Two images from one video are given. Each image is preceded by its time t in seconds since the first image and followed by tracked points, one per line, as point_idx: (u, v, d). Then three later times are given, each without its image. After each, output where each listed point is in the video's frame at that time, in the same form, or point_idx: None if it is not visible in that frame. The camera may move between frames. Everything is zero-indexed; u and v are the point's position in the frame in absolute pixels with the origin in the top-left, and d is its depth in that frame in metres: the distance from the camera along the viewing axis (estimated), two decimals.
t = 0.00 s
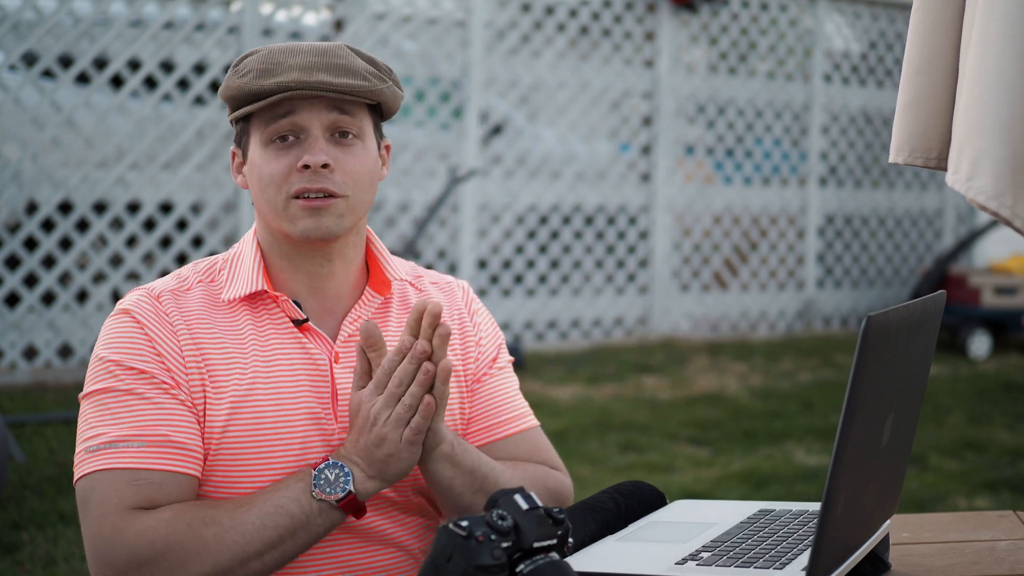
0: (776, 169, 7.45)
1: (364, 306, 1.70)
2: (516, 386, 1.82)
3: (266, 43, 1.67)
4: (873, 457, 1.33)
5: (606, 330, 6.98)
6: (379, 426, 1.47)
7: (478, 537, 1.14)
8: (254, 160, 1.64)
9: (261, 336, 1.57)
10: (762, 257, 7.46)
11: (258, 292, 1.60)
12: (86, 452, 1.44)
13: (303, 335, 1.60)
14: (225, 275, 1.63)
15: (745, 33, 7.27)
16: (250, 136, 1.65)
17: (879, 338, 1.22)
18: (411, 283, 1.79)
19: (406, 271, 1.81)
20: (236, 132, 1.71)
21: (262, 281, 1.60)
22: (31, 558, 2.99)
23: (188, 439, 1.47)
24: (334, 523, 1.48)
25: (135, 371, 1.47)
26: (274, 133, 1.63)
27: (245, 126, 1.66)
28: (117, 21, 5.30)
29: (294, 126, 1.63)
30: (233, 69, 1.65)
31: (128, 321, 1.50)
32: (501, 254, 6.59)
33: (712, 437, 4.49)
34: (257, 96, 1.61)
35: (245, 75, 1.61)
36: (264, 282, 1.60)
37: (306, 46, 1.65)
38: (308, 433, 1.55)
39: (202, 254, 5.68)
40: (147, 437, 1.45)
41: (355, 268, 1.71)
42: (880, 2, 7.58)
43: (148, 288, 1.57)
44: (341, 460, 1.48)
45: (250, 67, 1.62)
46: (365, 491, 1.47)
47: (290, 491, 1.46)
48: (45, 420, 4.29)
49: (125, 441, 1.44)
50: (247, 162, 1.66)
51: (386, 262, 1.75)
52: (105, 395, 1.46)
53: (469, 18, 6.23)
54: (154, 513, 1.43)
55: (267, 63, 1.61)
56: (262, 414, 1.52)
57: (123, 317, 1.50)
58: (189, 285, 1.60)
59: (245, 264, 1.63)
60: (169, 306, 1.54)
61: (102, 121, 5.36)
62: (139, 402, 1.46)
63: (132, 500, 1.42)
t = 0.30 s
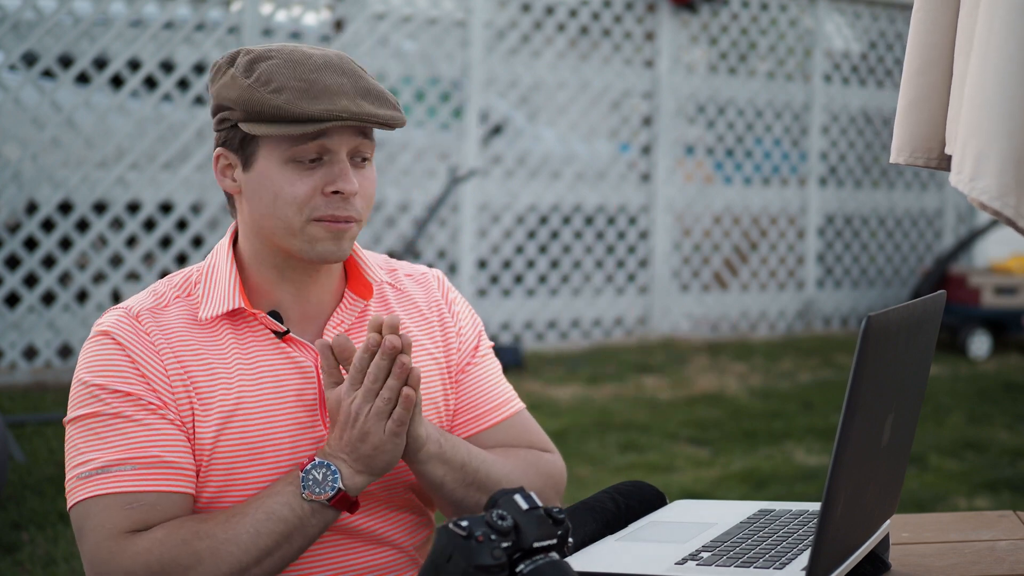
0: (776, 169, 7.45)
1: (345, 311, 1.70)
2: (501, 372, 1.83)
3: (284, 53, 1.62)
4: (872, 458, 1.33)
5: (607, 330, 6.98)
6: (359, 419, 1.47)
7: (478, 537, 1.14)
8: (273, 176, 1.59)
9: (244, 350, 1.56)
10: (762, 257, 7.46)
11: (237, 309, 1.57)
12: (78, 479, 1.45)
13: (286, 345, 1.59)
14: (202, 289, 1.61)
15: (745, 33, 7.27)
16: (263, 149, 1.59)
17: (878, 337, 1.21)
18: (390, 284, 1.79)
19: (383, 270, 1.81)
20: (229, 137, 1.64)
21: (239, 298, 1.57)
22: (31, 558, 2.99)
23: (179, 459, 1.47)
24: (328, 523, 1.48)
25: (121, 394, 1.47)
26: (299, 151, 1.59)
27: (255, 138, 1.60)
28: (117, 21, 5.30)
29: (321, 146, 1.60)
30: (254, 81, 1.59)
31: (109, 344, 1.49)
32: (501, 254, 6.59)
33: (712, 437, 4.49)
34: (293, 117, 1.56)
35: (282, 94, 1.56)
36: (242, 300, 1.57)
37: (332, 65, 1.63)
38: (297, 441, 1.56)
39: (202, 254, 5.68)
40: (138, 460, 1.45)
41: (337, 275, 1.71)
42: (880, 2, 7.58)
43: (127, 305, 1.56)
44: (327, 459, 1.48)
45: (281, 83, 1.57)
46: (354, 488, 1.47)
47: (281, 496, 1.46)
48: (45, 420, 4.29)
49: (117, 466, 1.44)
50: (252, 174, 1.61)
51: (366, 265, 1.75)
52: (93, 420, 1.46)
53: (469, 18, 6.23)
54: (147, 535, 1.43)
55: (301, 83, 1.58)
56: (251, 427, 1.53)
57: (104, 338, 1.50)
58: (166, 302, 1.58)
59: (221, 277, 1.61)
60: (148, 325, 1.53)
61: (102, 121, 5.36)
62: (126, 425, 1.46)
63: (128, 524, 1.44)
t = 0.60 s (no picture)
0: (776, 169, 7.45)
1: (360, 308, 1.71)
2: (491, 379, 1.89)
3: (334, 54, 1.64)
4: (873, 458, 1.33)
5: (607, 330, 6.98)
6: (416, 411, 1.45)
7: (478, 537, 1.14)
8: (323, 171, 1.60)
9: (263, 332, 1.59)
10: (762, 257, 7.46)
11: (258, 300, 1.60)
12: (115, 453, 1.42)
13: (307, 334, 1.62)
14: (217, 280, 1.63)
15: (745, 33, 7.28)
16: (312, 145, 1.60)
17: (879, 337, 1.21)
18: (398, 286, 1.84)
19: (392, 273, 1.85)
20: (269, 130, 1.62)
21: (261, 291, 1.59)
22: (31, 558, 2.99)
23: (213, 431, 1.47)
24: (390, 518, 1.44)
25: (151, 366, 1.47)
26: (352, 148, 1.60)
27: (304, 132, 1.60)
28: (117, 21, 5.30)
29: (371, 145, 1.62)
30: (312, 76, 1.59)
31: (132, 323, 1.50)
32: (501, 254, 6.59)
33: (712, 437, 4.50)
34: (355, 115, 1.57)
35: (345, 91, 1.57)
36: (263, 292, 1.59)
37: (379, 69, 1.67)
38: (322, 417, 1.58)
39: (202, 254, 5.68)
40: (178, 428, 1.44)
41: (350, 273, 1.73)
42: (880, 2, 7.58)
43: (143, 292, 1.57)
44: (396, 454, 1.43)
45: (340, 80, 1.59)
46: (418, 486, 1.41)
47: (346, 486, 1.43)
48: (45, 420, 4.29)
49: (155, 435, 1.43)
50: (298, 167, 1.61)
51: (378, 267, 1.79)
52: (122, 395, 1.46)
53: (469, 18, 6.22)
54: (201, 505, 1.40)
55: (358, 82, 1.60)
56: (277, 404, 1.55)
57: (126, 319, 1.51)
58: (182, 290, 1.59)
59: (236, 270, 1.62)
60: (168, 306, 1.55)
61: (102, 121, 5.36)
62: (160, 394, 1.46)
63: (176, 493, 1.41)
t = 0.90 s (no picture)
0: (776, 169, 7.45)
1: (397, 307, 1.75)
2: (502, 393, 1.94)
3: (364, 50, 1.64)
4: (874, 459, 1.33)
5: (606, 330, 6.98)
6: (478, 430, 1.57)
7: (478, 537, 1.14)
8: (354, 164, 1.61)
9: (316, 326, 1.60)
10: (762, 257, 7.46)
11: (312, 295, 1.61)
12: (198, 434, 1.39)
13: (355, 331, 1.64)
14: (266, 275, 1.62)
15: (745, 33, 7.28)
16: (343, 138, 1.61)
17: (878, 337, 1.21)
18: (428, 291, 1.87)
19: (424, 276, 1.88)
20: (301, 127, 1.63)
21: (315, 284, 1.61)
22: (31, 558, 2.99)
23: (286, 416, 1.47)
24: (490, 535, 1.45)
25: (222, 350, 1.46)
26: (382, 141, 1.61)
27: (336, 125, 1.60)
28: (116, 21, 5.30)
29: (401, 139, 1.63)
30: (342, 70, 1.59)
31: (196, 310, 1.49)
32: (501, 254, 6.59)
33: (712, 437, 4.49)
34: (385, 106, 1.58)
35: (375, 83, 1.58)
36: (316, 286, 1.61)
37: (406, 66, 1.67)
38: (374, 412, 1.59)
39: (202, 254, 5.67)
40: (258, 409, 1.43)
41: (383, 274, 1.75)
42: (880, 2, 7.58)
43: (195, 282, 1.56)
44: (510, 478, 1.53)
45: (370, 73, 1.60)
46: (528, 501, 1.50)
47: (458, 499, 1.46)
48: (45, 420, 4.30)
49: (238, 416, 1.41)
50: (331, 160, 1.62)
51: (412, 268, 1.83)
52: (194, 378, 1.43)
53: (469, 18, 6.22)
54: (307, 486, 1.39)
55: (388, 75, 1.61)
56: (333, 397, 1.55)
57: (189, 306, 1.49)
58: (233, 282, 1.59)
59: (286, 262, 1.63)
60: (226, 296, 1.55)
61: (102, 121, 5.36)
62: (234, 377, 1.45)
63: (276, 472, 1.38)
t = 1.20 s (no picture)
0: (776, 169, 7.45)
1: (424, 320, 1.74)
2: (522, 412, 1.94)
3: (416, 63, 1.65)
4: (874, 459, 1.34)
5: (606, 330, 6.98)
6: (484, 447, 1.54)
7: (478, 537, 1.14)
8: (384, 177, 1.61)
9: (336, 331, 1.60)
10: (762, 257, 7.46)
11: (336, 300, 1.61)
12: (199, 427, 1.39)
13: (376, 341, 1.63)
14: (295, 274, 1.63)
15: (745, 33, 7.28)
16: (378, 150, 1.61)
17: (878, 337, 1.21)
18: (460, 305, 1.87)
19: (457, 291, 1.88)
20: (343, 130, 1.65)
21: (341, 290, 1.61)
22: (31, 558, 2.99)
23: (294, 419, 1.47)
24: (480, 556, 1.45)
25: (236, 346, 1.47)
26: (416, 159, 1.61)
27: (374, 136, 1.61)
28: (116, 21, 5.30)
29: (435, 158, 1.62)
30: (387, 82, 1.61)
31: (219, 303, 1.51)
32: (501, 254, 6.59)
33: (712, 437, 4.50)
34: (419, 126, 1.58)
35: (413, 101, 1.58)
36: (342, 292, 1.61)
37: (458, 85, 1.67)
38: (385, 424, 1.58)
39: (202, 254, 5.67)
40: (264, 410, 1.43)
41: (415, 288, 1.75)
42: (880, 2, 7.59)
43: (223, 275, 1.58)
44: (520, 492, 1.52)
45: (412, 89, 1.60)
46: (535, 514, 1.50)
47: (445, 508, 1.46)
48: (45, 420, 4.29)
49: (242, 414, 1.41)
50: (363, 169, 1.63)
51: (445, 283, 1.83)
52: (204, 370, 1.43)
53: (469, 18, 6.22)
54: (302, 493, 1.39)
55: (431, 94, 1.61)
56: (346, 403, 1.55)
57: (212, 297, 1.51)
58: (260, 279, 1.61)
59: (316, 265, 1.64)
60: (249, 292, 1.56)
61: (102, 121, 5.36)
62: (243, 374, 1.45)
63: (271, 473, 1.38)
